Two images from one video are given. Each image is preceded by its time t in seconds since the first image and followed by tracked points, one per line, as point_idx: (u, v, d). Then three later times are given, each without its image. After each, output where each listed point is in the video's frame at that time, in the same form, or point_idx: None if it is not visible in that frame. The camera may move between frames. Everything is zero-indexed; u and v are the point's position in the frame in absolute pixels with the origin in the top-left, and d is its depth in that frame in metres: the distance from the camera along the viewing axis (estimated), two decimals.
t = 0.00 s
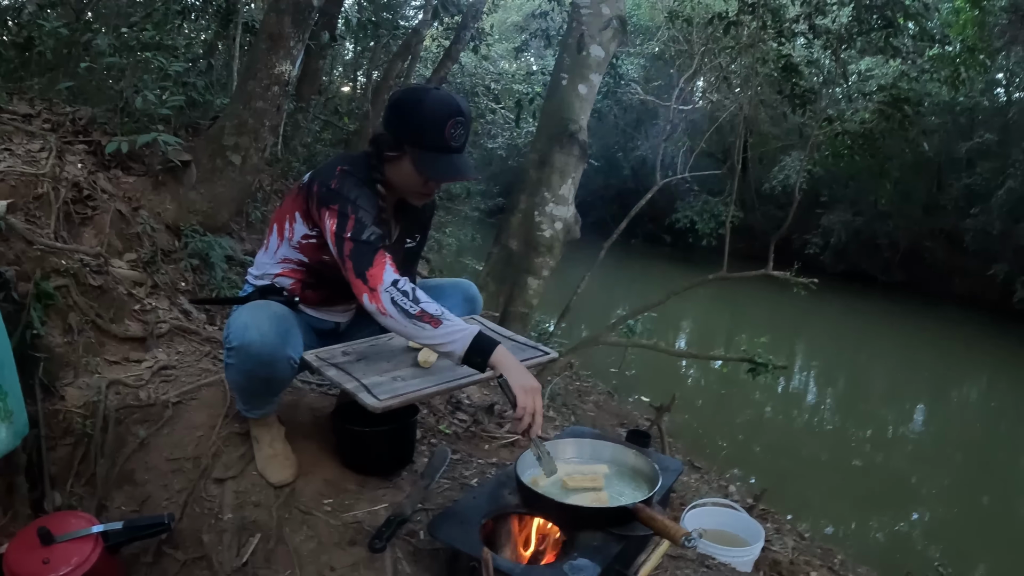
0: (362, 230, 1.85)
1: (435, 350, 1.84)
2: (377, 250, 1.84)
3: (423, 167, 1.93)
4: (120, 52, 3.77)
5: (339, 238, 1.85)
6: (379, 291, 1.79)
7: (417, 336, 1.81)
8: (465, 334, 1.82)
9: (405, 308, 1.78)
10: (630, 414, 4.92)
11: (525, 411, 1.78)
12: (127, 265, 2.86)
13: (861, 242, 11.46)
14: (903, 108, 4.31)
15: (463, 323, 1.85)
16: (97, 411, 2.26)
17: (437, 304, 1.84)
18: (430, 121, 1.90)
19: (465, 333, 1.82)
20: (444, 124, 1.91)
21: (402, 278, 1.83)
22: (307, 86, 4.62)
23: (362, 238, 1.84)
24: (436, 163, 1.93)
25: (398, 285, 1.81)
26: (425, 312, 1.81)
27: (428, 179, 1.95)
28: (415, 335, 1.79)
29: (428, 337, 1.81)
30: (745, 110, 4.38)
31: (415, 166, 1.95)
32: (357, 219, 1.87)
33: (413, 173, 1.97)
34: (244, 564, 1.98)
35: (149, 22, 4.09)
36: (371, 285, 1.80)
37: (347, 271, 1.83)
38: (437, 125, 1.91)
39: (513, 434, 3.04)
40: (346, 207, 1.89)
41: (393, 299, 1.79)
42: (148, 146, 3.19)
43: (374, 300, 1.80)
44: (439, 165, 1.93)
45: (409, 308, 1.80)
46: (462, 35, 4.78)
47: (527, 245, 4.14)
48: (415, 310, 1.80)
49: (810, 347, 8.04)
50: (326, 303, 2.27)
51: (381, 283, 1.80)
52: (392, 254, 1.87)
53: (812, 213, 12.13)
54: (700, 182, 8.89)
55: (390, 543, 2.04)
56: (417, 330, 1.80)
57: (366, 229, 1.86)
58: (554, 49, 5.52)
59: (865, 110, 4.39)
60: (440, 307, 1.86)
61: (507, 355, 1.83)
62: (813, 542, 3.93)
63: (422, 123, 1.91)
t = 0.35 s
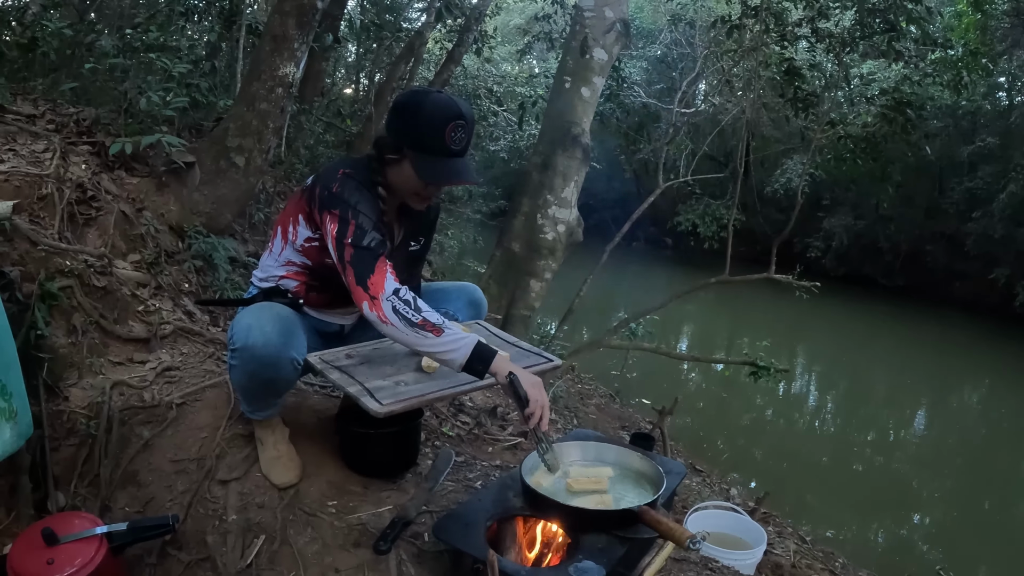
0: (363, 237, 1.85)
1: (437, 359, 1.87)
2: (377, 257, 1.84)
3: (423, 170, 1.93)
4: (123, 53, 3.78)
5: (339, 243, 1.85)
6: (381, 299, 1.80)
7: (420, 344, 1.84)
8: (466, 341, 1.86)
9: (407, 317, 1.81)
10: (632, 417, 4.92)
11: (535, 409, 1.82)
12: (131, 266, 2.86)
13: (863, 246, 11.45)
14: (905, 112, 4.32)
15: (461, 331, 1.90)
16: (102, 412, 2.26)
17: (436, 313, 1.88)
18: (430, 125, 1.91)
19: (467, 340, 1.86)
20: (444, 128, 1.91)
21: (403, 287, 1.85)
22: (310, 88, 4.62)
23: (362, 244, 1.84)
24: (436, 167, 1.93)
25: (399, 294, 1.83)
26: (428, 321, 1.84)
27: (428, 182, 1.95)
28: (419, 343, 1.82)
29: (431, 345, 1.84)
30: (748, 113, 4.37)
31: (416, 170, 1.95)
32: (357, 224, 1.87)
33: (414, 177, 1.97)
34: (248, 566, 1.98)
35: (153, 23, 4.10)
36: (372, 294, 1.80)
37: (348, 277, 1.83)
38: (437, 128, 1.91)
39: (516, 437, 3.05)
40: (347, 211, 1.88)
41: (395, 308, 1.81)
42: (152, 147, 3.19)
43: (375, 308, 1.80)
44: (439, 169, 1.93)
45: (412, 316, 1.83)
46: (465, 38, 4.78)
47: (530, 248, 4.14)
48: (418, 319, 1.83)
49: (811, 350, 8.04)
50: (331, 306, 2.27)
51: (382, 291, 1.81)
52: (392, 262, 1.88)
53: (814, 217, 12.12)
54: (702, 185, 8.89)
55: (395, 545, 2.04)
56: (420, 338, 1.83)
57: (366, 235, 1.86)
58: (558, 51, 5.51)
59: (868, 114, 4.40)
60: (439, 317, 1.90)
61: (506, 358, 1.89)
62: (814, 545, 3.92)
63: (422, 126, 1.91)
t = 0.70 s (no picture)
0: (302, 221, 1.92)
1: (348, 318, 1.85)
2: (301, 239, 1.90)
3: (417, 162, 1.95)
4: (124, 55, 3.78)
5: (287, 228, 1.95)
6: (282, 278, 1.85)
7: (322, 311, 1.84)
8: (367, 296, 1.83)
9: (303, 290, 1.82)
10: (633, 418, 4.92)
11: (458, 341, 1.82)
12: (131, 267, 2.86)
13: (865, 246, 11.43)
14: (907, 112, 4.31)
15: (366, 286, 1.85)
16: (101, 414, 2.26)
17: (338, 275, 1.85)
18: (428, 117, 1.93)
19: (369, 293, 1.83)
20: (442, 121, 1.93)
21: (307, 261, 1.86)
22: (311, 89, 4.62)
23: (300, 228, 1.92)
24: (431, 160, 1.94)
25: (299, 268, 1.84)
26: (326, 288, 1.83)
27: (423, 175, 1.96)
28: (321, 311, 1.82)
29: (333, 310, 1.83)
30: (750, 113, 4.36)
31: (410, 162, 1.96)
32: (307, 209, 1.95)
33: (409, 170, 1.98)
34: (247, 568, 1.97)
35: (153, 24, 4.10)
36: (275, 275, 1.86)
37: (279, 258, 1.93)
38: (435, 121, 1.93)
39: (516, 438, 3.04)
40: (309, 197, 1.97)
41: (293, 283, 1.84)
42: (152, 149, 3.19)
43: (278, 288, 1.85)
44: (434, 163, 1.94)
45: (309, 287, 1.82)
46: (465, 39, 4.77)
47: (531, 249, 4.13)
48: (316, 287, 1.83)
49: (813, 351, 8.02)
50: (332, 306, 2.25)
51: (284, 270, 1.85)
52: (315, 241, 1.90)
53: (816, 217, 12.10)
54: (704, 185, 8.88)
55: (393, 547, 2.03)
56: (321, 307, 1.83)
57: (311, 219, 1.93)
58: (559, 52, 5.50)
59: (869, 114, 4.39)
60: (343, 277, 1.86)
61: (420, 299, 1.84)
62: (816, 546, 3.91)
63: (419, 119, 1.93)
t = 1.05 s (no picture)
0: (275, 200, 1.93)
1: (274, 301, 1.88)
2: (267, 214, 1.91)
3: (423, 159, 1.95)
4: (127, 55, 3.79)
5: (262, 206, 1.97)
6: (230, 242, 1.86)
7: (256, 287, 1.85)
8: (301, 284, 1.86)
9: (245, 259, 1.83)
10: (634, 420, 4.92)
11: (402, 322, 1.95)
12: (133, 268, 2.86)
13: (865, 249, 11.44)
14: (908, 115, 4.31)
15: (304, 277, 1.88)
16: (104, 414, 2.26)
17: (282, 259, 1.88)
18: (437, 115, 1.94)
19: (302, 282, 1.86)
20: (451, 118, 1.95)
21: (259, 235, 1.87)
22: (313, 91, 4.63)
23: (271, 205, 1.93)
24: (438, 157, 1.95)
25: (250, 239, 1.85)
26: (266, 265, 1.84)
27: (429, 172, 1.96)
28: (254, 284, 1.84)
29: (266, 288, 1.85)
30: (751, 116, 4.37)
31: (416, 159, 1.97)
32: (286, 191, 1.96)
33: (415, 167, 1.99)
34: (250, 569, 1.98)
35: (156, 25, 4.10)
36: (226, 239, 1.87)
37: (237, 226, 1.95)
38: (444, 119, 1.94)
39: (517, 440, 3.04)
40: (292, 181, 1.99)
41: (237, 251, 1.84)
42: (154, 149, 3.19)
43: (223, 252, 1.86)
44: (440, 160, 1.95)
45: (251, 260, 1.84)
46: (467, 41, 4.78)
47: (532, 251, 4.14)
48: (257, 262, 1.84)
49: (813, 354, 8.03)
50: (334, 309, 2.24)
51: (235, 236, 1.86)
52: (278, 221, 1.91)
53: (816, 220, 12.11)
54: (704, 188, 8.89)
55: (396, 549, 2.03)
56: (256, 281, 1.85)
57: (284, 201, 1.94)
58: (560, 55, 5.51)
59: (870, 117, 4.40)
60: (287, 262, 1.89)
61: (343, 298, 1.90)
62: (816, 549, 3.92)
63: (427, 116, 1.94)
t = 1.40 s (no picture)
0: (281, 206, 1.92)
1: (287, 312, 1.86)
2: (274, 221, 1.89)
3: (426, 162, 1.95)
4: (128, 56, 3.79)
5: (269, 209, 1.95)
6: (241, 251, 1.84)
7: (269, 298, 1.84)
8: (315, 297, 1.85)
9: (257, 270, 1.81)
10: (634, 423, 4.92)
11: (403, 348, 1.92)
12: (135, 269, 2.87)
13: (865, 253, 11.44)
14: (909, 119, 4.31)
15: (317, 289, 1.86)
16: (106, 414, 2.26)
17: (295, 269, 1.86)
18: (439, 119, 1.95)
19: (316, 294, 1.85)
20: (453, 122, 1.95)
21: (270, 243, 1.86)
22: (314, 93, 4.63)
23: (277, 211, 1.91)
24: (440, 160, 1.95)
25: (260, 248, 1.84)
26: (279, 276, 1.83)
27: (431, 175, 1.96)
28: (266, 296, 1.82)
29: (280, 299, 1.84)
30: (752, 119, 4.37)
31: (418, 162, 1.96)
32: (290, 196, 1.95)
33: (417, 170, 1.98)
34: (252, 570, 1.98)
35: (158, 26, 4.10)
36: (237, 247, 1.86)
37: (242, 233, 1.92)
38: (446, 123, 1.95)
39: (518, 443, 3.04)
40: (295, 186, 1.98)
41: (249, 261, 1.83)
42: (156, 150, 3.20)
43: (234, 261, 1.84)
44: (443, 163, 1.95)
45: (263, 270, 1.82)
46: (469, 43, 4.78)
47: (533, 253, 4.14)
48: (269, 272, 1.83)
49: (813, 357, 8.02)
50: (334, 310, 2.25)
51: (245, 245, 1.84)
52: (286, 228, 1.89)
53: (817, 223, 12.12)
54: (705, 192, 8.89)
55: (398, 550, 2.03)
56: (268, 293, 1.83)
57: (290, 207, 1.93)
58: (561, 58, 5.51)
59: (871, 121, 4.41)
60: (299, 272, 1.87)
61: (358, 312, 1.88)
62: (816, 553, 3.91)
63: (430, 120, 1.95)
